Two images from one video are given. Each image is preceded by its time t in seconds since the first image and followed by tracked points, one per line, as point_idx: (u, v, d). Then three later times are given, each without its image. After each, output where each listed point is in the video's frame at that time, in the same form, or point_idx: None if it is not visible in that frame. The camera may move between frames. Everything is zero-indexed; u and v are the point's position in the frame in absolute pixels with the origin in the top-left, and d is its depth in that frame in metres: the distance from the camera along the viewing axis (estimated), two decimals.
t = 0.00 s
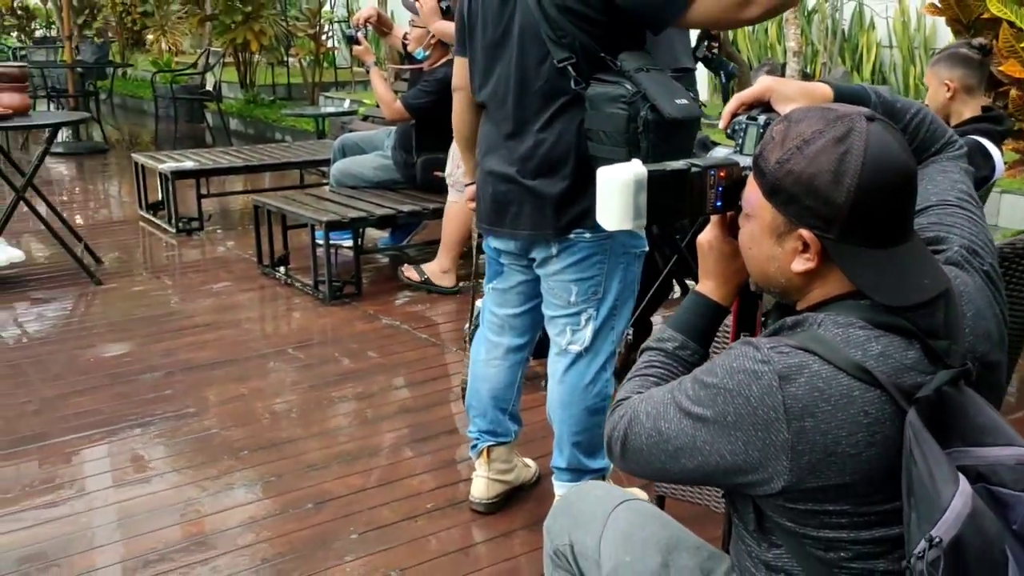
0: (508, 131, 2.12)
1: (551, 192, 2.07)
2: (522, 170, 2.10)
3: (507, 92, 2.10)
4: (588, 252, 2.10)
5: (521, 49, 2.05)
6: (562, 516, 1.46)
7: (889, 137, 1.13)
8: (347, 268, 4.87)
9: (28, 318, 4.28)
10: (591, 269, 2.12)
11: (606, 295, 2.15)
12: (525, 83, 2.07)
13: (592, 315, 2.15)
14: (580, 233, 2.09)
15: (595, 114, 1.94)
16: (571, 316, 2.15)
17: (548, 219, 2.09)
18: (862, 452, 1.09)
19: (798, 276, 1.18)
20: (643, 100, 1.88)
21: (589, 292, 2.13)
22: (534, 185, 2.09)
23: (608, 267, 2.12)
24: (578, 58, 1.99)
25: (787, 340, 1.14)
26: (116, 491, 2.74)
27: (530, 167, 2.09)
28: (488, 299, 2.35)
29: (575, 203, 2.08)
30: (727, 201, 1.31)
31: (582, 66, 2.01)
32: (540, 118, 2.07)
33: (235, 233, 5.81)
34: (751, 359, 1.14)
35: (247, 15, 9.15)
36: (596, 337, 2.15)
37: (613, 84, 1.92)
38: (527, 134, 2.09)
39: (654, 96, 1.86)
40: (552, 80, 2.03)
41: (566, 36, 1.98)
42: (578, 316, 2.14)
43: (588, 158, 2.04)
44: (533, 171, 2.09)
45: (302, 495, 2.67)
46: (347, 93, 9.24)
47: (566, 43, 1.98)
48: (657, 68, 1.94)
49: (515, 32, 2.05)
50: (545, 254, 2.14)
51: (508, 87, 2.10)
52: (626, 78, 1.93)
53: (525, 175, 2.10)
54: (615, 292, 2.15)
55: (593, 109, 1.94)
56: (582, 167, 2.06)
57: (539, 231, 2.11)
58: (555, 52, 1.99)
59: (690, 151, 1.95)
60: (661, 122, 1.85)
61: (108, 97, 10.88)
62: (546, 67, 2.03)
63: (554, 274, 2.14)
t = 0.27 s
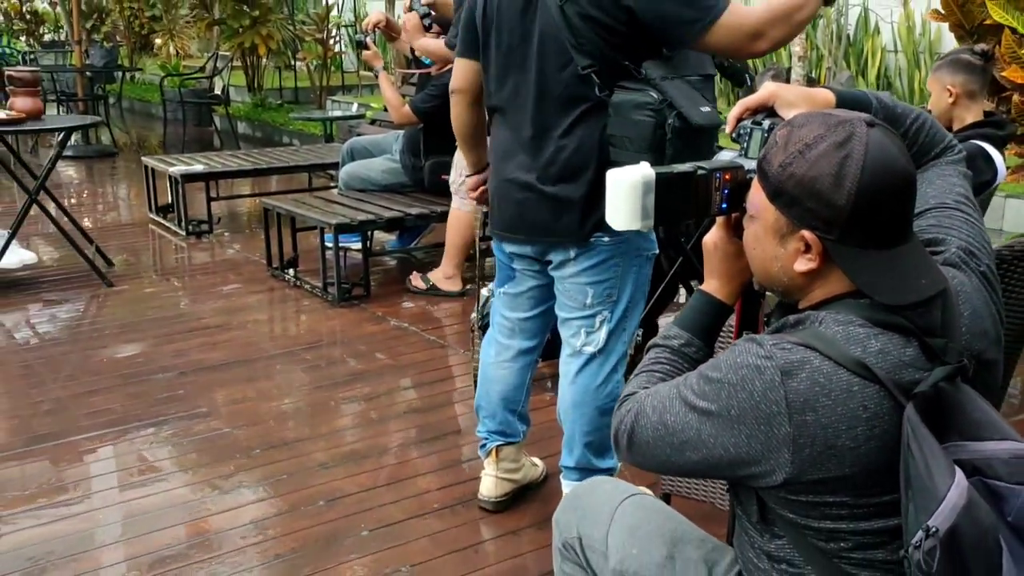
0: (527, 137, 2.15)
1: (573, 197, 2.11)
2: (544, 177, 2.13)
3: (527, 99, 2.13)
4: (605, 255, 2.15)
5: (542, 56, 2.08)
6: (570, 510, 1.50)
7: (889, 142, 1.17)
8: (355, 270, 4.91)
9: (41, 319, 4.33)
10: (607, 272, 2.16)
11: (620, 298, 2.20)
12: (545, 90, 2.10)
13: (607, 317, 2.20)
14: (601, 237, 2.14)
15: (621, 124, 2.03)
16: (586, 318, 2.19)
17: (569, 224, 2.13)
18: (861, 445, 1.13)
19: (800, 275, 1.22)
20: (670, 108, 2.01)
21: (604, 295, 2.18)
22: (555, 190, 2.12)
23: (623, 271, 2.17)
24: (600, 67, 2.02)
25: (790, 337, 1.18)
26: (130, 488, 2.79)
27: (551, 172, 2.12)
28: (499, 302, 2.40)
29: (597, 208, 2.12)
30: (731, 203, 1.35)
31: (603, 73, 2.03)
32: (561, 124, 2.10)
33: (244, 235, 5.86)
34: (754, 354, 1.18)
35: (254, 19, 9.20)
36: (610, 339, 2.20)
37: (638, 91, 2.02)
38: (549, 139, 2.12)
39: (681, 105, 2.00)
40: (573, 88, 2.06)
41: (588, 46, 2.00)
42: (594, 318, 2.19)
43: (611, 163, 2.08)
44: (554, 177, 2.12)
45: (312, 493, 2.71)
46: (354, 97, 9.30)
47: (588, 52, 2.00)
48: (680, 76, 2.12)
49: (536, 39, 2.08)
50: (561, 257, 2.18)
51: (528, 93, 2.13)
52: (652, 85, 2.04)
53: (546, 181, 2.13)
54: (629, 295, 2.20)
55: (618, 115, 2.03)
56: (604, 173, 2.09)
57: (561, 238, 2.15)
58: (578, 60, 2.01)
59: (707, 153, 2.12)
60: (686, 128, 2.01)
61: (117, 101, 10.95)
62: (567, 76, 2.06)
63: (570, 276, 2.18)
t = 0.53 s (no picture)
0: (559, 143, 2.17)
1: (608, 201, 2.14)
2: (577, 182, 2.16)
3: (560, 104, 2.15)
4: (631, 258, 2.18)
5: (576, 62, 2.10)
6: (586, 504, 1.53)
7: (900, 145, 1.20)
8: (372, 272, 4.96)
9: (63, 319, 4.39)
10: (634, 274, 2.20)
11: (644, 300, 2.24)
12: (579, 95, 2.12)
13: (631, 320, 2.23)
14: (634, 240, 2.18)
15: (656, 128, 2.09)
16: (610, 319, 2.23)
17: (603, 227, 2.16)
18: (871, 440, 1.16)
19: (813, 275, 1.25)
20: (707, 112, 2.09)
21: (629, 296, 2.21)
22: (590, 194, 2.14)
23: (648, 273, 2.21)
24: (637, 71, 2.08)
25: (803, 334, 1.21)
26: (153, 484, 2.84)
27: (585, 177, 2.15)
28: (518, 305, 2.44)
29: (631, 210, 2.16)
30: (746, 203, 1.38)
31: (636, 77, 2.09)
32: (594, 129, 2.13)
33: (262, 237, 5.92)
34: (768, 351, 1.21)
35: (272, 23, 9.28)
36: (633, 339, 2.23)
37: (675, 96, 2.08)
38: (582, 144, 2.15)
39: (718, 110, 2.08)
40: (607, 93, 2.09)
41: (626, 50, 2.05)
42: (618, 320, 2.22)
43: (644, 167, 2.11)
44: (588, 181, 2.15)
45: (331, 490, 2.76)
46: (370, 100, 9.36)
47: (625, 57, 2.06)
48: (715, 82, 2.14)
49: (570, 45, 2.10)
50: (589, 260, 2.21)
51: (560, 98, 2.15)
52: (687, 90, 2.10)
53: (578, 186, 2.16)
54: (654, 298, 2.24)
55: (655, 119, 2.09)
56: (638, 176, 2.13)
57: (593, 244, 2.18)
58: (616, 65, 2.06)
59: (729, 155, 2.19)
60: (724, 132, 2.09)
61: (136, 103, 11.06)
62: (602, 81, 2.08)
63: (597, 278, 2.21)
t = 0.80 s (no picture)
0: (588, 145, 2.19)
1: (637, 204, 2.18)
2: (606, 185, 2.18)
3: (591, 107, 2.17)
4: (652, 262, 2.23)
5: (609, 65, 2.12)
6: (598, 501, 1.56)
7: (905, 150, 1.22)
8: (383, 273, 5.00)
9: (78, 319, 4.45)
10: (653, 278, 2.24)
11: (662, 303, 2.29)
12: (610, 99, 2.14)
13: (649, 322, 2.29)
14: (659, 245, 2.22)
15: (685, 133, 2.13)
16: (630, 321, 2.27)
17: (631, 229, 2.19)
18: (877, 437, 1.19)
19: (820, 277, 1.28)
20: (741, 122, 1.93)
21: (649, 300, 2.26)
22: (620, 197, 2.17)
23: (667, 276, 2.26)
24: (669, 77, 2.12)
25: (811, 334, 1.24)
26: (168, 482, 2.88)
27: (614, 180, 2.17)
28: (532, 309, 2.47)
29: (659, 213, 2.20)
30: (754, 210, 1.40)
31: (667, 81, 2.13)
32: (624, 132, 2.16)
33: (274, 238, 5.97)
34: (777, 351, 1.24)
35: (284, 25, 9.33)
36: (651, 342, 2.28)
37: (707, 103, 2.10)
38: (611, 147, 2.17)
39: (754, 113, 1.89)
40: (641, 97, 2.12)
41: (661, 56, 2.10)
42: (637, 322, 2.27)
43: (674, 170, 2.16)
44: (618, 184, 2.17)
45: (344, 488, 2.80)
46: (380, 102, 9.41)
47: (661, 62, 2.10)
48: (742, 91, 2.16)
49: (604, 48, 2.11)
50: (610, 263, 2.25)
51: (590, 101, 2.17)
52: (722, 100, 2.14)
53: (606, 188, 2.18)
54: (671, 301, 2.29)
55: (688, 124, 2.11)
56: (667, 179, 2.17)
57: (619, 249, 2.21)
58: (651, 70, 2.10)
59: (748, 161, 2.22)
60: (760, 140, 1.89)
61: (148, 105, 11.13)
62: (637, 86, 2.11)
63: (617, 281, 2.25)
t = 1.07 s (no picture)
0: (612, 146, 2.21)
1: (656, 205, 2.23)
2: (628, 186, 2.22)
3: (616, 109, 2.19)
4: (665, 264, 2.27)
5: (638, 68, 2.15)
6: (603, 495, 1.60)
7: (900, 152, 1.26)
8: (393, 273, 5.05)
9: (91, 318, 4.50)
10: (665, 280, 2.29)
11: (673, 304, 2.33)
12: (636, 101, 2.17)
13: (660, 322, 2.33)
14: (672, 246, 2.27)
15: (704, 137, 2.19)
16: (642, 322, 2.32)
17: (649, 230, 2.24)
18: (875, 432, 1.22)
19: (819, 277, 1.31)
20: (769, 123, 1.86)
21: (661, 301, 2.31)
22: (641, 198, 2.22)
23: (678, 278, 2.31)
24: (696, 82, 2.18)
25: (810, 333, 1.27)
26: (181, 479, 2.92)
27: (635, 180, 2.22)
28: (544, 310, 2.51)
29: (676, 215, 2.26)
30: (754, 212, 1.44)
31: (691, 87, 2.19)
32: (647, 134, 2.20)
33: (284, 239, 6.02)
34: (776, 349, 1.27)
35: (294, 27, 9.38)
36: (662, 342, 2.33)
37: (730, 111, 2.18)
38: (633, 148, 2.20)
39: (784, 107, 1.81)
40: (668, 101, 2.17)
41: (691, 62, 2.15)
42: (649, 323, 2.32)
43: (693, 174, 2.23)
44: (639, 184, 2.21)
45: (354, 485, 2.84)
46: (390, 104, 9.46)
47: (689, 68, 2.15)
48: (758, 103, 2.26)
49: (635, 52, 2.14)
50: (624, 265, 2.28)
51: (616, 102, 2.19)
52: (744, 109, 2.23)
53: (627, 188, 2.22)
54: (683, 302, 2.34)
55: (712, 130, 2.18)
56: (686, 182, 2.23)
57: (637, 250, 2.24)
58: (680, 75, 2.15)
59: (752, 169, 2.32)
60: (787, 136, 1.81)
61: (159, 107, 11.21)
62: (665, 90, 2.16)
63: (630, 283, 2.29)
